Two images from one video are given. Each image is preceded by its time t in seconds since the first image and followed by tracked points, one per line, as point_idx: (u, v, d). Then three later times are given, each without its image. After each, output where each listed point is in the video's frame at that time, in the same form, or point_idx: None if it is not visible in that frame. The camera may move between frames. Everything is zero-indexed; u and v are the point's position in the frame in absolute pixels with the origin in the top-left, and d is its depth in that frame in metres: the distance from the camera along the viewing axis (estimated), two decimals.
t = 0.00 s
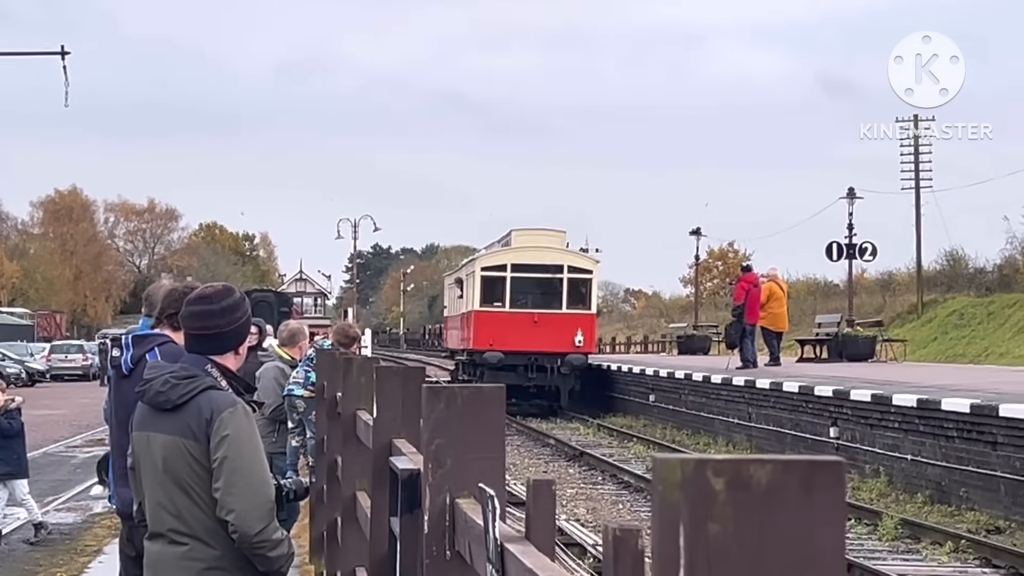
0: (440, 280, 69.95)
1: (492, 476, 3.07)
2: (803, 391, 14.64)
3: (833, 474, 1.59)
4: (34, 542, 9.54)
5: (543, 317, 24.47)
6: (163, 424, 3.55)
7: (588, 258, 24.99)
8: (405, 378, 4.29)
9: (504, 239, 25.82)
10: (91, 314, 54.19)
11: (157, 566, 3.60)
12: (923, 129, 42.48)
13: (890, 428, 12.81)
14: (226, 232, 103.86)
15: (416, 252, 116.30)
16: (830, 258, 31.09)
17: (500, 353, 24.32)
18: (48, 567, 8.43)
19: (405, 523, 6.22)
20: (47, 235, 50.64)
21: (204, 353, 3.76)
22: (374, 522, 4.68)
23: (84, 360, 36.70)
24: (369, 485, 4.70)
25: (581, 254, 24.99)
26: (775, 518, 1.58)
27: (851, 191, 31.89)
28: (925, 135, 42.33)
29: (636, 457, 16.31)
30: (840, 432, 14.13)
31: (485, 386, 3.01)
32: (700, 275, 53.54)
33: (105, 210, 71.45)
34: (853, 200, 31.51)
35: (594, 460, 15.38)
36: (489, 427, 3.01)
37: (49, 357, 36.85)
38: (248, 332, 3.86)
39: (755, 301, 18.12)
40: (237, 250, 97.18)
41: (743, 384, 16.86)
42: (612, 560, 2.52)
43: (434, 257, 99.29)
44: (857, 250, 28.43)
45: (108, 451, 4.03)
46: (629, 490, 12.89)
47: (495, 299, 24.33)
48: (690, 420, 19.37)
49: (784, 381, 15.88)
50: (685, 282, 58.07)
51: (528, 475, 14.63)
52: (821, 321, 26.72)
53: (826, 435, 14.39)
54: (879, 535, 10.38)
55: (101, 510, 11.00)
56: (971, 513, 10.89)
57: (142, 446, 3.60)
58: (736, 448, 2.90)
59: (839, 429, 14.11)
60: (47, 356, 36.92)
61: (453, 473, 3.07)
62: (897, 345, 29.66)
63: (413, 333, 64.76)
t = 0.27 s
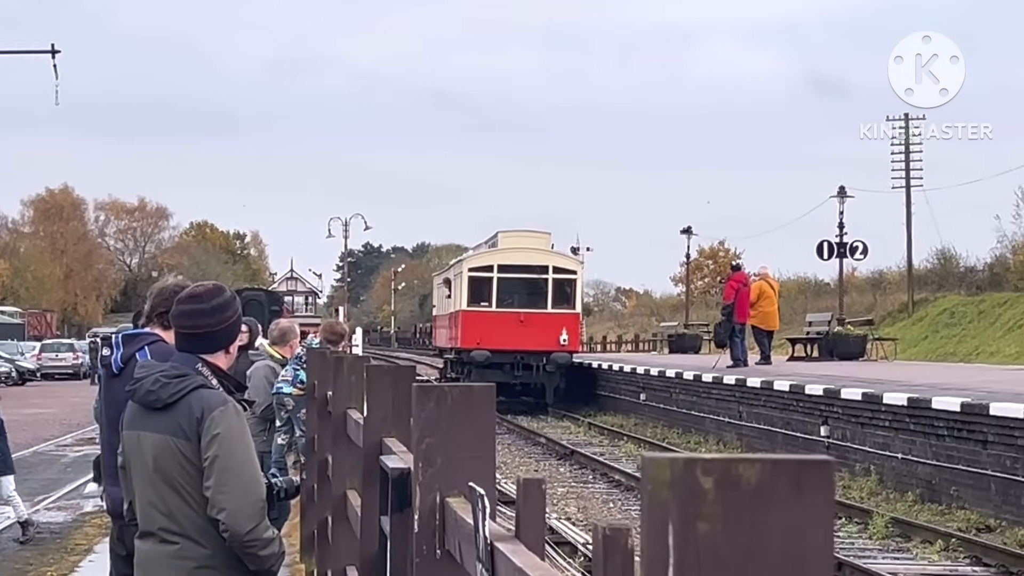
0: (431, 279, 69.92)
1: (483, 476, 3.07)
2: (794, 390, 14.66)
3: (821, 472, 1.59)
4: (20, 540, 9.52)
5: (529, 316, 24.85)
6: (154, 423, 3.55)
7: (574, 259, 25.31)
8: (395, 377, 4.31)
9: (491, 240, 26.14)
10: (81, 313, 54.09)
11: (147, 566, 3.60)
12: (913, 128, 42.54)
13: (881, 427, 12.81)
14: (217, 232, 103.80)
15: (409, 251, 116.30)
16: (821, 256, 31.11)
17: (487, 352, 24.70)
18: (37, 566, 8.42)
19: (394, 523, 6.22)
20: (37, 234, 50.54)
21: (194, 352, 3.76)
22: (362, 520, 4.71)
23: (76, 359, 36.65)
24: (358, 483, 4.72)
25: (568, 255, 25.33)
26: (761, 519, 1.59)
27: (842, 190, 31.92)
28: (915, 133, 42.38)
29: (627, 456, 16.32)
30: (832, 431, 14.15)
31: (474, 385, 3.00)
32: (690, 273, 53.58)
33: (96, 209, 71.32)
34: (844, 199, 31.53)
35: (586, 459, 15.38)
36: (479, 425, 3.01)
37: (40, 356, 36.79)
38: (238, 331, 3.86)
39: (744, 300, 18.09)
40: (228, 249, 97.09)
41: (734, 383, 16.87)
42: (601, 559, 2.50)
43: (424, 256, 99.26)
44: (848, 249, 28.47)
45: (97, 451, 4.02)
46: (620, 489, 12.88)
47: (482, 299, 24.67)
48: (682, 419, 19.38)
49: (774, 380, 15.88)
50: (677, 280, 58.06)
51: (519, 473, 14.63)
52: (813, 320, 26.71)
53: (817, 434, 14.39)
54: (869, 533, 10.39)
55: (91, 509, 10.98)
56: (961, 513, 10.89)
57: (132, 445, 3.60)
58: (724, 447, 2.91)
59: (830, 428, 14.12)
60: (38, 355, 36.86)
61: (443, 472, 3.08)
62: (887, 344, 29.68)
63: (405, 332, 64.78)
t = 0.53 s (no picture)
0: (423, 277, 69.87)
1: (476, 474, 3.08)
2: (787, 387, 14.68)
3: (813, 471, 1.60)
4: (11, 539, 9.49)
5: (517, 315, 25.05)
6: (148, 421, 3.55)
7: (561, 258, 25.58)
8: (388, 376, 4.33)
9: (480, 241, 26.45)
10: (73, 312, 53.95)
11: (141, 564, 3.60)
12: (906, 126, 42.52)
13: (874, 425, 12.82)
14: (210, 230, 103.65)
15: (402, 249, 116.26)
16: (814, 254, 31.09)
17: (476, 349, 24.93)
18: (29, 565, 8.40)
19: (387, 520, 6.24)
20: (29, 232, 50.42)
21: (188, 350, 3.76)
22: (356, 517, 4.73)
23: (68, 357, 36.58)
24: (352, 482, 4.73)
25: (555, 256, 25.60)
26: (753, 519, 1.60)
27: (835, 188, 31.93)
28: (908, 131, 42.36)
29: (619, 454, 16.32)
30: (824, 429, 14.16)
31: (467, 383, 3.00)
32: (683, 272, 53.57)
33: (88, 207, 71.14)
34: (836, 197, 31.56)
35: (578, 457, 15.38)
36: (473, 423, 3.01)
37: (32, 354, 36.73)
38: (232, 330, 3.87)
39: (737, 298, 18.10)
40: (221, 247, 96.95)
41: (727, 380, 16.88)
42: (595, 558, 2.50)
43: (417, 254, 99.20)
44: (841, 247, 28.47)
45: (91, 449, 4.02)
46: (613, 487, 12.89)
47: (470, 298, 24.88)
48: (675, 417, 19.38)
49: (767, 378, 15.88)
50: (669, 278, 58.01)
51: (512, 471, 14.64)
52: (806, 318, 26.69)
53: (809, 432, 14.40)
54: (862, 531, 10.41)
55: (84, 508, 10.96)
56: (954, 510, 10.90)
57: (125, 443, 3.60)
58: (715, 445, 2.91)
59: (822, 425, 14.13)
60: (30, 354, 36.79)
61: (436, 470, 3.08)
62: (880, 341, 29.65)
63: (397, 330, 64.71)
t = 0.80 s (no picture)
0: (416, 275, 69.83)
1: (469, 472, 3.07)
2: (780, 385, 14.69)
3: (806, 469, 1.61)
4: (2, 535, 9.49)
5: (506, 313, 25.52)
6: (143, 417, 3.55)
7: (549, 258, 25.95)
8: (381, 373, 4.36)
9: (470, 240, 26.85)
10: (66, 309, 53.83)
11: (135, 562, 3.60)
12: (900, 124, 42.50)
13: (867, 423, 12.82)
14: (204, 228, 103.61)
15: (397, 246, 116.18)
16: (808, 252, 31.05)
17: (465, 347, 25.37)
18: (23, 563, 8.39)
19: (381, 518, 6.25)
20: (22, 230, 50.31)
21: (183, 347, 3.77)
22: (350, 514, 4.74)
23: (61, 355, 36.53)
24: (345, 479, 4.75)
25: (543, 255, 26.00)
26: (746, 516, 1.61)
27: (830, 186, 31.91)
28: (901, 129, 42.34)
29: (613, 451, 16.33)
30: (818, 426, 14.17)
31: (460, 380, 3.01)
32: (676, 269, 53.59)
33: (81, 205, 71.05)
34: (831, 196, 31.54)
35: (572, 454, 15.39)
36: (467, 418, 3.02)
37: (25, 352, 36.68)
38: (227, 327, 3.87)
39: (729, 296, 18.15)
40: (214, 245, 96.84)
41: (720, 378, 16.87)
42: (588, 556, 2.50)
43: (411, 252, 99.14)
44: (835, 246, 28.52)
45: (86, 447, 4.02)
46: (606, 485, 12.89)
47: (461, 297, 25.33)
48: (668, 415, 19.37)
49: (761, 376, 15.87)
50: (663, 276, 57.96)
51: (506, 468, 14.64)
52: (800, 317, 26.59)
53: (803, 430, 14.41)
54: (855, 528, 10.42)
55: (78, 505, 10.96)
56: (947, 508, 10.90)
57: (120, 440, 3.60)
58: (706, 443, 2.91)
59: (816, 423, 14.13)
60: (24, 352, 36.75)
61: (428, 468, 3.08)
62: (873, 339, 29.63)
63: (391, 327, 64.62)
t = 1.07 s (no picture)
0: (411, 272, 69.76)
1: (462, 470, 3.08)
2: (775, 383, 14.70)
3: (796, 465, 1.62)
4: None
5: (495, 311, 26.26)
6: (138, 415, 3.56)
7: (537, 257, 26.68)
8: (374, 370, 4.41)
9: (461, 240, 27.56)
10: (60, 307, 53.76)
11: (130, 560, 3.60)
12: (894, 121, 42.45)
13: (861, 420, 12.82)
14: (199, 226, 103.53)
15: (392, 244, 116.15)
16: (803, 250, 31.06)
17: (456, 343, 26.11)
18: (16, 561, 8.39)
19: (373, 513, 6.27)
20: (16, 228, 50.23)
21: (178, 345, 3.78)
22: (344, 514, 4.77)
23: (55, 353, 36.50)
24: (339, 477, 4.78)
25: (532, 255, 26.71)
26: (736, 513, 1.63)
27: (825, 184, 31.94)
28: (895, 127, 42.30)
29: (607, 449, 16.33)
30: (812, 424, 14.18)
31: (453, 378, 3.02)
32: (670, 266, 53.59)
33: (75, 202, 70.91)
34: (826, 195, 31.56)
35: (566, 452, 15.39)
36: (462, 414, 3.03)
37: (19, 350, 36.62)
38: (222, 324, 3.88)
39: (723, 294, 18.14)
40: (209, 242, 96.71)
41: (715, 376, 16.89)
42: (579, 554, 2.50)
43: (405, 250, 99.15)
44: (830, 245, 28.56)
45: (80, 445, 4.03)
46: (600, 482, 12.89)
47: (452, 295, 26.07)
48: (662, 412, 19.38)
49: (755, 374, 15.87)
50: (658, 274, 57.93)
51: (500, 466, 14.64)
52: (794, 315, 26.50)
53: (797, 427, 14.41)
54: (849, 526, 10.41)
55: (71, 503, 10.97)
56: (941, 506, 10.90)
57: (115, 438, 3.60)
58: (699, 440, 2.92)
59: (811, 421, 14.13)
60: (18, 349, 36.69)
61: (421, 465, 3.09)
62: (867, 337, 29.63)
63: (386, 325, 64.58)
